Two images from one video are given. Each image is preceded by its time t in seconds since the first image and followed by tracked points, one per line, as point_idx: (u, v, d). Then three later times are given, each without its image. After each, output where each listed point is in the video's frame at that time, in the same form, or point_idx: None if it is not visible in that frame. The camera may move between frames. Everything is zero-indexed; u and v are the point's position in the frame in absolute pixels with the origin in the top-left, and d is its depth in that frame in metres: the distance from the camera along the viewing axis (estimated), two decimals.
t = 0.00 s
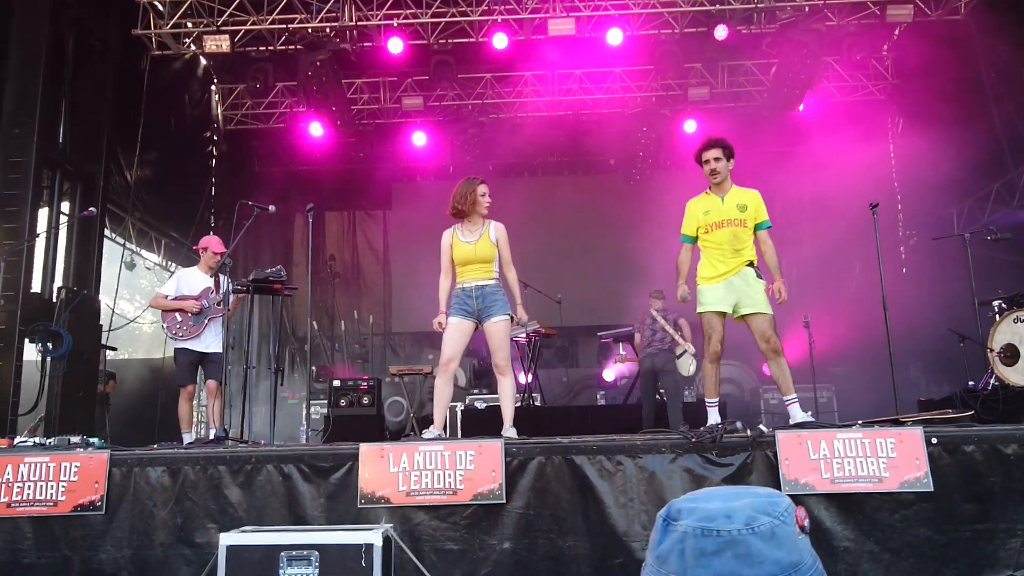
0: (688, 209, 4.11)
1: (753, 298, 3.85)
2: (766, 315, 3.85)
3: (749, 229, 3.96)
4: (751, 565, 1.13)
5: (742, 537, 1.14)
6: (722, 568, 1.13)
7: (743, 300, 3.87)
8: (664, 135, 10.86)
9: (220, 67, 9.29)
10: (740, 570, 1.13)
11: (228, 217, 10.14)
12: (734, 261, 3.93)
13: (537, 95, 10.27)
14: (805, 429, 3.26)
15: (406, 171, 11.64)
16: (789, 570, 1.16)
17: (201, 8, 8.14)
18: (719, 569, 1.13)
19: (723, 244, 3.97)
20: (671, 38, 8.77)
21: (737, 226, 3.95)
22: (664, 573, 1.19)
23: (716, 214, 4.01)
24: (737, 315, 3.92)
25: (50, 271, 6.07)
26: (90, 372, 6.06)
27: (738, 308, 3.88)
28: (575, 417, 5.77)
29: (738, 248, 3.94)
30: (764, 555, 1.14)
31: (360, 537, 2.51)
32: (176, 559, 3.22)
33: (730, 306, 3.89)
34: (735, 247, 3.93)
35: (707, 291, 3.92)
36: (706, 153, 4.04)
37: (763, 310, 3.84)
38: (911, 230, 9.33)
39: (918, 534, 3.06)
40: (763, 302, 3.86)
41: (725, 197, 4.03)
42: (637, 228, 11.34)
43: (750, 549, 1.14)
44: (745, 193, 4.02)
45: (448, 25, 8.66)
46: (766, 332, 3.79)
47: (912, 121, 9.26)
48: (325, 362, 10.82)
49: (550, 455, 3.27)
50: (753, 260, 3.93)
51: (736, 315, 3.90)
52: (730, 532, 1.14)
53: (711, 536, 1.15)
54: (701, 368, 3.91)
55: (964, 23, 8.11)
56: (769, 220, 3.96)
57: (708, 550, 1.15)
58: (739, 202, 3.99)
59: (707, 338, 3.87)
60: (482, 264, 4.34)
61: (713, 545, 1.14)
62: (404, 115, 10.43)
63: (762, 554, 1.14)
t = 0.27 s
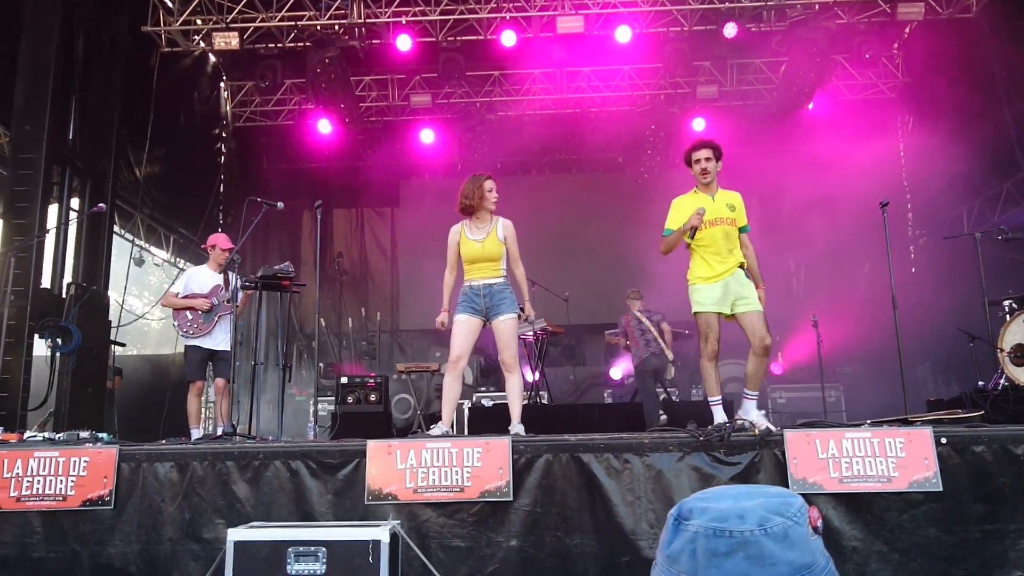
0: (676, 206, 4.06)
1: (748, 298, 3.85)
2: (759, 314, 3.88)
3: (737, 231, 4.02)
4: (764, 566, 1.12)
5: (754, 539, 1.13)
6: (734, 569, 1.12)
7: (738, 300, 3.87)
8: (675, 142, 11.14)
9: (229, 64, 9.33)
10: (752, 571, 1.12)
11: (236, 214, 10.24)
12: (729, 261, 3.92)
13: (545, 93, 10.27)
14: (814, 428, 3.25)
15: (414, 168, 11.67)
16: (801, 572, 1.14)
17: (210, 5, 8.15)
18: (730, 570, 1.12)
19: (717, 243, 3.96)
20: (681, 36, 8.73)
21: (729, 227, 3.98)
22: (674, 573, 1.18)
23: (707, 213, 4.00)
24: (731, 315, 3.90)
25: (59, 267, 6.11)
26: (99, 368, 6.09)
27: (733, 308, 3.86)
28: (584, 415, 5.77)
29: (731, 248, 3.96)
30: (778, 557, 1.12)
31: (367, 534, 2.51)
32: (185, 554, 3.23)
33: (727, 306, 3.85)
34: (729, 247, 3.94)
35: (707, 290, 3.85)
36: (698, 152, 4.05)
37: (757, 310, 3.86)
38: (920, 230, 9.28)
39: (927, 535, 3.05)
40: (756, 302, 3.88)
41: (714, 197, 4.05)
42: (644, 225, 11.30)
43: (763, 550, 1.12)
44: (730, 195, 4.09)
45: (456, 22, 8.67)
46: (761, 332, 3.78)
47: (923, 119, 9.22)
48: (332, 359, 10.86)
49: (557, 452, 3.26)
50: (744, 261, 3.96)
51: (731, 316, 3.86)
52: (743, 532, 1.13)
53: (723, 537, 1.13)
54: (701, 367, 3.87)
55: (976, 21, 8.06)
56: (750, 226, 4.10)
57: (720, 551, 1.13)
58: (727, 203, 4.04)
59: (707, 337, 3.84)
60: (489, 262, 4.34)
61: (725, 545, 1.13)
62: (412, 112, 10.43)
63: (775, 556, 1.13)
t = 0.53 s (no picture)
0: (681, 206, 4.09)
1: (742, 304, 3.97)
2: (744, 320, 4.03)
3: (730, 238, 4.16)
4: (770, 563, 1.19)
5: (760, 536, 1.20)
6: (743, 566, 1.19)
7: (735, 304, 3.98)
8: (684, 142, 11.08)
9: (239, 63, 9.34)
10: (760, 567, 1.18)
11: (247, 212, 10.29)
12: (729, 264, 4.03)
13: (555, 92, 10.24)
14: (824, 429, 3.24)
15: (424, 167, 11.68)
16: (810, 570, 1.20)
17: (221, 3, 8.17)
18: (737, 565, 1.19)
19: (720, 247, 4.04)
20: (691, 35, 8.71)
21: (727, 233, 4.10)
22: (684, 571, 1.25)
23: (710, 216, 4.09)
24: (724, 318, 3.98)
25: (70, 264, 6.14)
26: (109, 364, 6.12)
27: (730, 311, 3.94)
28: (593, 414, 5.77)
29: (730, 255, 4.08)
30: (784, 554, 1.19)
31: (376, 531, 2.51)
32: (195, 551, 3.24)
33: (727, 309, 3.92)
34: (728, 251, 4.06)
35: (715, 291, 3.90)
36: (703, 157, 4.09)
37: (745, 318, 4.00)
38: (930, 231, 9.24)
39: (938, 537, 3.03)
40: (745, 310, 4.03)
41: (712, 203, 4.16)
42: (652, 226, 11.33)
43: (769, 548, 1.19)
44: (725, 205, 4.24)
45: (467, 21, 8.67)
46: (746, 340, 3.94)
47: (933, 120, 9.18)
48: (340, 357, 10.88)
49: (566, 452, 3.26)
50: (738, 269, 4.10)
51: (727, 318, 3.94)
52: (750, 530, 1.20)
53: (731, 534, 1.21)
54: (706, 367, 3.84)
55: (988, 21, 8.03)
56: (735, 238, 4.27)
57: (728, 548, 1.20)
58: (723, 211, 4.17)
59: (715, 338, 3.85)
60: (498, 261, 4.34)
61: (733, 543, 1.20)
62: (422, 111, 10.41)
63: (781, 553, 1.19)
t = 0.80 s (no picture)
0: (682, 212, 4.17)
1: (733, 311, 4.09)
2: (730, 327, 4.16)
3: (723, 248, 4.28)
4: (775, 555, 1.22)
5: (765, 530, 1.23)
6: (748, 559, 1.22)
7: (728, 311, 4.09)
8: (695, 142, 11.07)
9: (251, 63, 9.39)
10: (765, 559, 1.21)
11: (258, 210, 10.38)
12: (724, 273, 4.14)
13: (566, 92, 10.23)
14: (837, 429, 3.22)
15: (434, 167, 11.70)
16: (814, 563, 1.23)
17: (233, 4, 8.21)
18: (743, 558, 1.22)
19: (716, 255, 4.14)
20: (702, 35, 8.69)
21: (722, 242, 4.22)
22: (693, 564, 1.28)
23: (709, 225, 4.19)
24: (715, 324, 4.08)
25: (83, 263, 6.21)
26: (121, 363, 6.16)
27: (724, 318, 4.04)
28: (604, 414, 5.76)
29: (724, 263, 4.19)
30: (790, 547, 1.22)
31: (388, 530, 2.52)
32: (208, 549, 3.26)
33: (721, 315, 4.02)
34: (723, 260, 4.18)
35: (713, 298, 3.98)
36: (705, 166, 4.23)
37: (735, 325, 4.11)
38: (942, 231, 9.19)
39: (952, 539, 3.02)
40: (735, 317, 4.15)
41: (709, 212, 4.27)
42: (662, 226, 11.34)
43: (775, 541, 1.22)
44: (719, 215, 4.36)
45: (478, 21, 8.67)
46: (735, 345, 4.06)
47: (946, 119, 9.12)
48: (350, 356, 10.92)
49: (578, 451, 3.26)
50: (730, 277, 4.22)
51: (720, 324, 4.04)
52: (756, 524, 1.23)
53: (737, 527, 1.24)
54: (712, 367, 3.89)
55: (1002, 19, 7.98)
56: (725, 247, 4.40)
57: (735, 541, 1.23)
58: (719, 221, 4.29)
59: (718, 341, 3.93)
60: (509, 262, 4.35)
61: (739, 535, 1.23)
62: (432, 111, 10.42)
63: (786, 546, 1.22)
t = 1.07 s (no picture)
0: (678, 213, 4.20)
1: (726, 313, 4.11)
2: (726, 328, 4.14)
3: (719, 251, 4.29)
4: (772, 543, 1.12)
5: (759, 517, 1.14)
6: (745, 547, 1.13)
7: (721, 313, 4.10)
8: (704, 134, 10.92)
9: (262, 63, 9.42)
10: (763, 548, 1.12)
11: (269, 209, 10.41)
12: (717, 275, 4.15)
13: (575, 91, 10.21)
14: (850, 429, 3.20)
15: (444, 166, 11.71)
16: (813, 550, 1.14)
17: (244, 5, 8.24)
18: (740, 549, 1.13)
19: (710, 257, 4.16)
20: (713, 33, 8.66)
21: (717, 245, 4.24)
22: (692, 558, 1.19)
23: (705, 227, 4.21)
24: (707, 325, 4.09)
25: (96, 263, 6.26)
26: (134, 361, 6.20)
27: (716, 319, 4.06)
28: (615, 413, 5.75)
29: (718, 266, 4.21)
30: (786, 534, 1.13)
31: (400, 530, 2.52)
32: (220, 547, 3.28)
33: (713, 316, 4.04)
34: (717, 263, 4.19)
35: (705, 299, 4.01)
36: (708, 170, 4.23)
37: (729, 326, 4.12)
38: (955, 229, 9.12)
39: (967, 540, 2.99)
40: (728, 320, 4.16)
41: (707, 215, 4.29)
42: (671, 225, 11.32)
43: (771, 528, 1.13)
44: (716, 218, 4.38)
45: (489, 20, 8.67)
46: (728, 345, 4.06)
47: (959, 117, 9.06)
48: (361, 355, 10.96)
49: (589, 451, 3.25)
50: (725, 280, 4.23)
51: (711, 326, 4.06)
52: (751, 511, 1.14)
53: (733, 515, 1.15)
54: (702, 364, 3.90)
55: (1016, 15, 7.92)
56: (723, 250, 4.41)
57: (731, 530, 1.14)
58: (715, 224, 4.31)
59: (709, 339, 3.91)
60: (521, 261, 4.34)
61: (735, 524, 1.14)
62: (442, 111, 10.44)
63: (783, 533, 1.13)
